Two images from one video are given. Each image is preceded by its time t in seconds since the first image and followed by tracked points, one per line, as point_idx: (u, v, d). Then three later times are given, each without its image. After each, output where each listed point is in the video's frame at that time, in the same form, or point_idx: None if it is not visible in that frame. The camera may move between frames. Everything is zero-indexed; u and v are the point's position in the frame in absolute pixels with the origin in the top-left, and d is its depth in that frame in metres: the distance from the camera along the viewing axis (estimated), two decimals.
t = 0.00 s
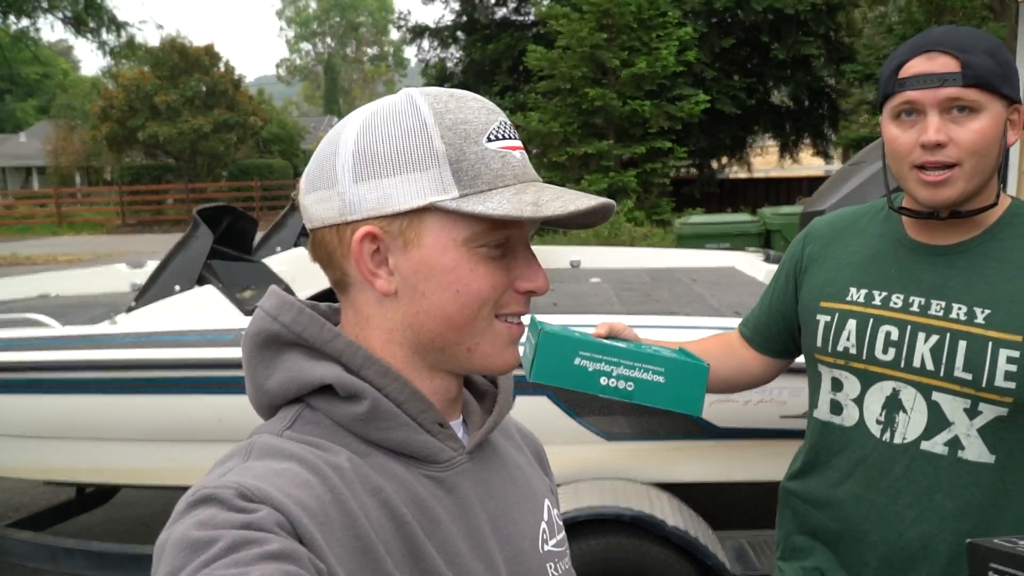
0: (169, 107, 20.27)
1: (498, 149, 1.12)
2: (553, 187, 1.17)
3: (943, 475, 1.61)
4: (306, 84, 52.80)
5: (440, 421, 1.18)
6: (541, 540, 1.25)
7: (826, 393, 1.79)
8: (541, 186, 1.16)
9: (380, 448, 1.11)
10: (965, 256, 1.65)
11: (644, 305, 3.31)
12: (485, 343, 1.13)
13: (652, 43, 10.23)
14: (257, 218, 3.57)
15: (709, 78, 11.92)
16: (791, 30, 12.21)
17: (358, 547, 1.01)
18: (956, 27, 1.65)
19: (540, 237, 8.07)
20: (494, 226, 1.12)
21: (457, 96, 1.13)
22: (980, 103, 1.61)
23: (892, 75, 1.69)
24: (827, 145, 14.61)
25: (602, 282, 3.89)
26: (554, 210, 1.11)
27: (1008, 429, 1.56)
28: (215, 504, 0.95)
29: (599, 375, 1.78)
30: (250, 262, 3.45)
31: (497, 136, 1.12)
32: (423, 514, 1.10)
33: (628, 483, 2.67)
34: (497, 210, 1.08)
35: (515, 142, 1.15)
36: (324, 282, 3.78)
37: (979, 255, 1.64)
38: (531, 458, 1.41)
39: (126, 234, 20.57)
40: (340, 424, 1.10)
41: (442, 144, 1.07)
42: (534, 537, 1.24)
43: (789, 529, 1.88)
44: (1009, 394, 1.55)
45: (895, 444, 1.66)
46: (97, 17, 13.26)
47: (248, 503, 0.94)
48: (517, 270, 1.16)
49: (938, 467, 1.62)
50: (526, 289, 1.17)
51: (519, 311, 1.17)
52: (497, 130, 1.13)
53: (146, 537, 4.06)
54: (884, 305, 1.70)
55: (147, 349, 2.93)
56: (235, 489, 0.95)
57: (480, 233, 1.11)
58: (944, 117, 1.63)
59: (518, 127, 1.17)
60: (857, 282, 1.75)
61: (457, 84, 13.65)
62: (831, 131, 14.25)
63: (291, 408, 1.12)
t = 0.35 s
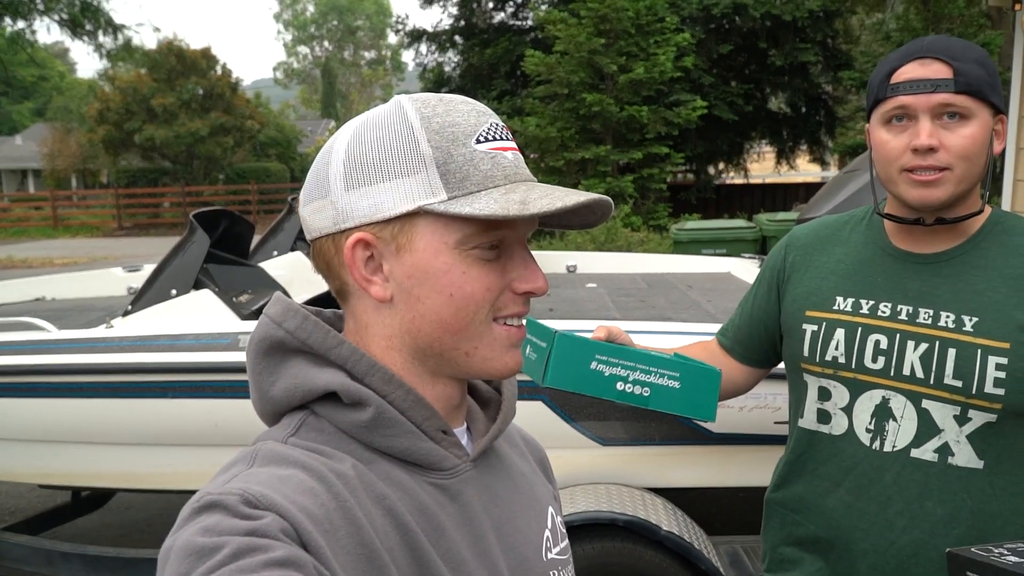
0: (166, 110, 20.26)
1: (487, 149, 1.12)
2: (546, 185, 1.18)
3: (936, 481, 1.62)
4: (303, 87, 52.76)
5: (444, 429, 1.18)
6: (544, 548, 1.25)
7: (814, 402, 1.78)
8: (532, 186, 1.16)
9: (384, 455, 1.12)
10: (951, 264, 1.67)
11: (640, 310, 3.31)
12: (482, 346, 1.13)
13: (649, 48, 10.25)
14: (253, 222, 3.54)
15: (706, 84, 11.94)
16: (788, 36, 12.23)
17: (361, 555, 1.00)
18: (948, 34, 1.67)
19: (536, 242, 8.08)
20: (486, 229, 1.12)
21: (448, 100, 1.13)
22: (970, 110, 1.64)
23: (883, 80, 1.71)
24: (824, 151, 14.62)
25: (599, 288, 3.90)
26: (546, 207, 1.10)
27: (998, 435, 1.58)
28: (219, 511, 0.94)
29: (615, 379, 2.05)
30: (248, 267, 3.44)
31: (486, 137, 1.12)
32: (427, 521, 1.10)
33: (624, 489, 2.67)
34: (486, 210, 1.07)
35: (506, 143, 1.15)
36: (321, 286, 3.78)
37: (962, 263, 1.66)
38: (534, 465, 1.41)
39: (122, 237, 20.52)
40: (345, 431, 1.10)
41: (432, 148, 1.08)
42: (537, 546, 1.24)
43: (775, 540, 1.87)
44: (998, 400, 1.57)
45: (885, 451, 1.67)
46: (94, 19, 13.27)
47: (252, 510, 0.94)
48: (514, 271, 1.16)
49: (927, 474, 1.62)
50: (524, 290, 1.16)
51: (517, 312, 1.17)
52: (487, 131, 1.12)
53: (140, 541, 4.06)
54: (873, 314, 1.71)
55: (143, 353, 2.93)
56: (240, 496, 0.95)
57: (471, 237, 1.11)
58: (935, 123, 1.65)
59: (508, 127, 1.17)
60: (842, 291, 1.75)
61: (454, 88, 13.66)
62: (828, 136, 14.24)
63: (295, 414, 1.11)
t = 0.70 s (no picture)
0: (153, 112, 20.18)
1: (452, 142, 1.11)
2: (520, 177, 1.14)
3: (911, 469, 1.66)
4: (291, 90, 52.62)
5: (445, 427, 1.19)
6: (546, 545, 1.27)
7: (790, 395, 1.78)
8: (500, 178, 1.12)
9: (387, 452, 1.12)
10: (922, 256, 1.70)
11: (628, 309, 3.34)
12: (448, 343, 1.12)
13: (636, 49, 10.29)
14: (243, 225, 3.54)
15: (693, 84, 11.99)
16: (774, 37, 12.30)
17: (365, 551, 1.01)
18: (915, 31, 1.70)
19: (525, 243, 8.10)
20: (444, 222, 1.10)
21: (419, 95, 1.13)
22: (933, 105, 1.67)
23: (851, 77, 1.75)
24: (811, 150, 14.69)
25: (588, 287, 3.91)
26: (493, 194, 1.06)
27: (970, 420, 1.63)
28: (224, 506, 0.95)
29: (649, 365, 1.85)
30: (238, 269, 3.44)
31: (453, 131, 1.12)
32: (429, 518, 1.11)
33: (613, 486, 2.68)
34: (442, 200, 1.06)
35: (478, 135, 1.14)
36: (311, 288, 3.78)
37: (937, 255, 1.70)
38: (534, 465, 1.43)
39: (109, 240, 20.41)
40: (348, 427, 1.10)
41: (392, 146, 1.09)
42: (538, 544, 1.25)
43: (752, 534, 1.87)
44: (973, 387, 1.62)
45: (863, 441, 1.69)
46: (80, 22, 13.21)
47: (256, 506, 0.95)
48: (484, 266, 1.13)
49: (904, 461, 1.66)
50: (495, 286, 1.13)
51: (490, 308, 1.14)
52: (457, 124, 1.12)
53: (130, 545, 4.05)
54: (849, 306, 1.73)
55: (132, 356, 2.92)
56: (244, 491, 0.96)
57: (431, 229, 1.10)
58: (900, 118, 1.68)
59: (485, 119, 1.16)
60: (817, 285, 1.77)
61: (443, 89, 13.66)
62: (815, 136, 14.30)
63: (298, 412, 1.12)
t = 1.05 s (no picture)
0: (138, 115, 20.08)
1: (399, 137, 1.06)
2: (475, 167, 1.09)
3: (881, 464, 1.67)
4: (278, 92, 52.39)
5: (439, 427, 1.17)
6: (541, 547, 1.24)
7: (761, 393, 1.80)
8: (450, 166, 1.06)
9: (382, 450, 1.09)
10: (887, 255, 1.73)
11: (614, 310, 3.34)
12: (403, 342, 1.08)
13: (622, 51, 10.33)
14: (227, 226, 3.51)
15: (679, 86, 12.04)
16: (759, 39, 12.37)
17: (358, 549, 0.98)
18: (882, 31, 1.73)
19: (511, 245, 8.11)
20: (389, 216, 1.07)
21: (378, 92, 1.09)
22: (901, 102, 1.69)
23: (821, 76, 1.77)
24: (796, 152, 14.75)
25: (574, 289, 3.91)
26: (427, 177, 1.02)
27: (934, 415, 1.64)
28: (217, 504, 0.93)
29: (624, 358, 1.85)
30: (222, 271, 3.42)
31: (403, 124, 1.07)
32: (424, 517, 1.08)
33: (599, 486, 2.69)
34: (381, 188, 1.02)
35: (431, 126, 1.08)
36: (296, 288, 3.77)
37: (902, 254, 1.72)
38: (531, 466, 1.41)
39: (94, 243, 20.27)
40: (344, 426, 1.08)
41: (346, 144, 1.07)
42: (534, 545, 1.23)
43: (727, 532, 1.87)
44: (938, 382, 1.63)
45: (832, 436, 1.71)
46: (64, 23, 13.15)
47: (250, 503, 0.93)
48: (435, 261, 1.09)
49: (873, 456, 1.67)
50: (445, 282, 1.08)
51: (446, 305, 1.09)
52: (409, 118, 1.07)
53: (114, 549, 4.02)
54: (817, 303, 1.75)
55: (114, 358, 2.91)
56: (237, 488, 0.94)
57: (379, 224, 1.07)
58: (869, 114, 1.70)
59: (443, 110, 1.09)
60: (788, 282, 1.79)
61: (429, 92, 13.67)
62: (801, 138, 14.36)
63: (293, 409, 1.09)
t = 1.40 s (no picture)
0: (124, 110, 19.95)
1: (404, 133, 1.06)
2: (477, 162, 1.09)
3: (861, 465, 1.70)
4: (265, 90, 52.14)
5: (439, 422, 1.17)
6: (537, 543, 1.25)
7: (740, 396, 1.81)
8: (454, 163, 1.06)
9: (382, 444, 1.10)
10: (868, 259, 1.75)
11: (597, 314, 3.36)
12: (407, 336, 1.08)
13: (610, 57, 10.37)
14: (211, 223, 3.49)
15: (667, 93, 12.09)
16: (746, 48, 12.45)
17: (359, 541, 0.99)
18: (860, 42, 1.75)
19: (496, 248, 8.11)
20: (394, 211, 1.07)
21: (383, 89, 1.10)
22: (878, 112, 1.71)
23: (800, 85, 1.78)
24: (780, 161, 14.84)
25: (558, 292, 3.93)
26: (431, 174, 1.02)
27: (912, 417, 1.68)
28: (219, 494, 0.93)
29: (614, 362, 1.86)
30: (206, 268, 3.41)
31: (408, 121, 1.07)
32: (424, 512, 1.09)
33: (579, 489, 2.70)
34: (387, 184, 1.02)
35: (435, 124, 1.08)
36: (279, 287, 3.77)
37: (881, 259, 1.74)
38: (527, 463, 1.42)
39: (76, 238, 20.08)
40: (345, 420, 1.08)
41: (350, 139, 1.07)
42: (530, 540, 1.23)
43: (706, 535, 1.88)
44: (914, 384, 1.67)
45: (812, 439, 1.73)
46: (51, 16, 13.06)
47: (252, 494, 0.93)
48: (441, 257, 1.09)
49: (851, 457, 1.70)
50: (450, 277, 1.08)
51: (451, 301, 1.09)
52: (415, 113, 1.07)
53: (90, 546, 4.00)
54: (799, 307, 1.76)
55: (95, 353, 2.89)
56: (240, 479, 0.94)
57: (383, 219, 1.07)
58: (845, 125, 1.72)
59: (448, 107, 1.10)
60: (768, 286, 1.80)
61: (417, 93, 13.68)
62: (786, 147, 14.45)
63: (293, 402, 1.09)
